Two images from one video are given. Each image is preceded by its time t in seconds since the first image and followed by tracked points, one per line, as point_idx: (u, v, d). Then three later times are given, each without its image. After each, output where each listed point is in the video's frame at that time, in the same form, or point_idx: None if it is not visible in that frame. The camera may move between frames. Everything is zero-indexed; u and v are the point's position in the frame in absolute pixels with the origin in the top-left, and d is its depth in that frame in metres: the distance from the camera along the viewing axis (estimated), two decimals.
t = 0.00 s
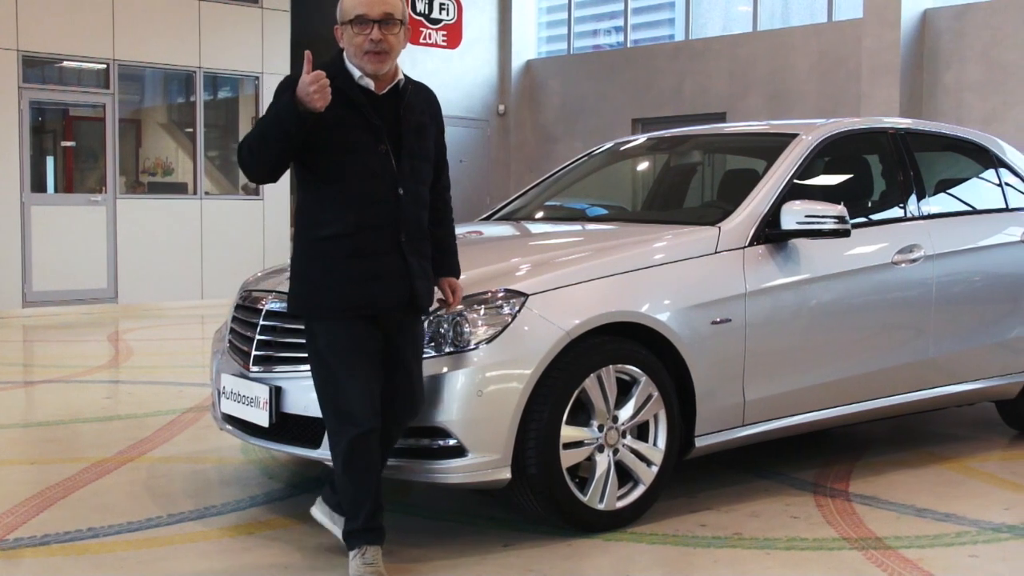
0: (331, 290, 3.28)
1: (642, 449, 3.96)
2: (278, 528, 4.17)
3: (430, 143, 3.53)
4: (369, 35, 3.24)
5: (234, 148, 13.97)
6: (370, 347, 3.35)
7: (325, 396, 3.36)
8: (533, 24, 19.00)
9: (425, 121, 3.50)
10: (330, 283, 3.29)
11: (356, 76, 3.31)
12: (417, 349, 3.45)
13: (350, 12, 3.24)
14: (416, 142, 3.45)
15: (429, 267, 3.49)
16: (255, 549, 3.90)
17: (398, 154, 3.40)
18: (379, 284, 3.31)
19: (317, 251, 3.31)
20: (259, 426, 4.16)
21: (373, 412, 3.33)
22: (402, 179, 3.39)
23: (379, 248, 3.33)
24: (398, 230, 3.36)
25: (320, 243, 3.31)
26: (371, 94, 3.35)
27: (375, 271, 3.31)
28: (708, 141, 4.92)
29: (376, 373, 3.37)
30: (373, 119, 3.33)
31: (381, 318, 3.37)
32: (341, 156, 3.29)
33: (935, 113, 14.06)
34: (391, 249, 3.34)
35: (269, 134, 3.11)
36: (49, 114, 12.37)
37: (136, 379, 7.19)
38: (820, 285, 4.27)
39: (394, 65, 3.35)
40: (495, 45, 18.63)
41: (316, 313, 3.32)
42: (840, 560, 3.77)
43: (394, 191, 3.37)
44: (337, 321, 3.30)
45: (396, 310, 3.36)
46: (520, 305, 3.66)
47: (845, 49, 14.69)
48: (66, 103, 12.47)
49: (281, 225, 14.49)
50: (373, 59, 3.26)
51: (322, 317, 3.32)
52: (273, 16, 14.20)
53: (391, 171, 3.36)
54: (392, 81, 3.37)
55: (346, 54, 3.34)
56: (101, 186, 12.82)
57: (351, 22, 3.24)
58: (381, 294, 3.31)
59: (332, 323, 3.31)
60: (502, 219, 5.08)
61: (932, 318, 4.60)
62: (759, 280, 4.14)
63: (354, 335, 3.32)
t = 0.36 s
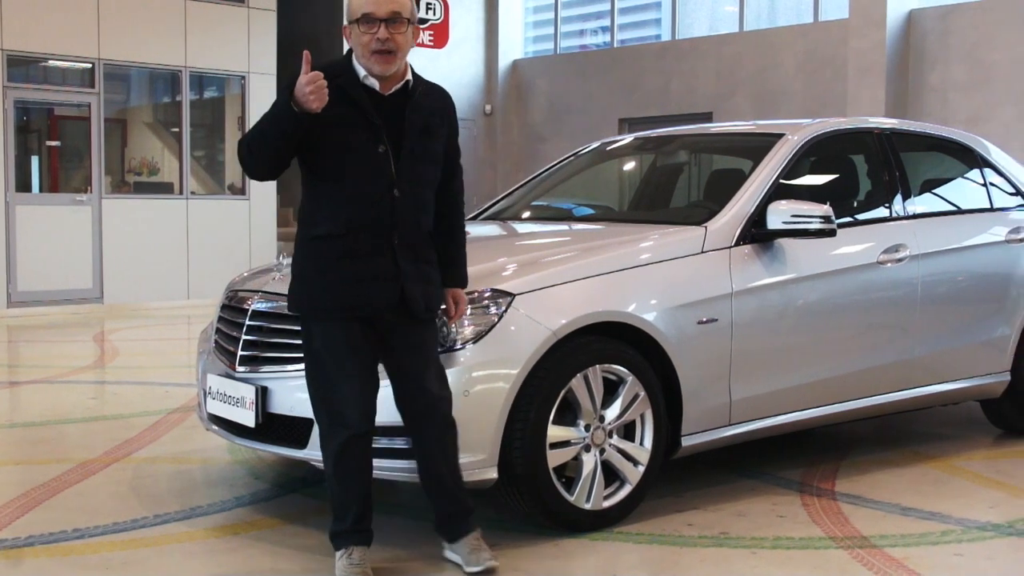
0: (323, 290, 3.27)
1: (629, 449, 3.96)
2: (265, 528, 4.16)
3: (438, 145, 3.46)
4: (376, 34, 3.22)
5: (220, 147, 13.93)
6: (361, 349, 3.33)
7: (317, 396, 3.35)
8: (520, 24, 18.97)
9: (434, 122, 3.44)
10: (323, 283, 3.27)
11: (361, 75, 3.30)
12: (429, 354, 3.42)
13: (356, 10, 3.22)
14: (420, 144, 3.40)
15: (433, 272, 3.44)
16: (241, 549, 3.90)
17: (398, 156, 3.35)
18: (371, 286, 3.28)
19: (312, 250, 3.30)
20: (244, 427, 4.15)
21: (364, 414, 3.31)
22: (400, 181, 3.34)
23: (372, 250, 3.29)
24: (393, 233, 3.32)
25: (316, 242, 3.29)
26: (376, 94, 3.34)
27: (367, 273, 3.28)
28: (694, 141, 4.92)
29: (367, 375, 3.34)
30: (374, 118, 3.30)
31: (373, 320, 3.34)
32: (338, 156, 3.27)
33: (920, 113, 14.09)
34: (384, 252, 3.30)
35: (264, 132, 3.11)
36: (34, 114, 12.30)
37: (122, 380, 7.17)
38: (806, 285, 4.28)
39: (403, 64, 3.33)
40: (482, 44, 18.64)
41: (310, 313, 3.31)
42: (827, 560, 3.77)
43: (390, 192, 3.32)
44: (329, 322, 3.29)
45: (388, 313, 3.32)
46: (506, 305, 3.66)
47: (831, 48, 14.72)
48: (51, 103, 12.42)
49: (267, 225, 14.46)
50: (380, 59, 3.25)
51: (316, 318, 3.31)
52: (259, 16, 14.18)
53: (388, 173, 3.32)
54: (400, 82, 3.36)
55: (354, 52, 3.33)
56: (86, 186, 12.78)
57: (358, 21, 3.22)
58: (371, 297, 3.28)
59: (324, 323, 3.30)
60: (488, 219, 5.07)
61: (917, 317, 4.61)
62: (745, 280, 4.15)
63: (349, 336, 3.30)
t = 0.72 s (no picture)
0: (332, 289, 3.29)
1: (613, 449, 3.96)
2: (249, 529, 4.15)
3: (464, 146, 3.35)
4: (399, 35, 3.20)
5: (203, 147, 13.95)
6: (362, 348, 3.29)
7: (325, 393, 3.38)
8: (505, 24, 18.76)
9: (459, 123, 3.34)
10: (334, 280, 3.29)
11: (385, 75, 3.32)
12: (439, 358, 3.32)
13: (378, 12, 3.20)
14: (439, 144, 3.30)
15: (456, 275, 3.32)
16: (225, 550, 3.89)
17: (411, 156, 3.27)
18: (373, 286, 3.24)
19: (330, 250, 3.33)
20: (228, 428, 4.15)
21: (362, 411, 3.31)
22: (411, 179, 3.26)
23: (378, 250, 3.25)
24: (399, 232, 3.25)
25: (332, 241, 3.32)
26: (400, 95, 3.32)
27: (373, 272, 3.24)
28: (678, 141, 4.93)
29: (367, 376, 3.31)
30: (390, 116, 3.28)
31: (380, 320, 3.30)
32: (351, 154, 3.29)
33: (903, 113, 14.14)
34: (391, 251, 3.24)
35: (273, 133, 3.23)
36: (16, 113, 12.17)
37: (104, 380, 7.13)
38: (790, 285, 4.29)
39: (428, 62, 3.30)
40: (467, 44, 18.65)
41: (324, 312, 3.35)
42: (810, 559, 3.79)
43: (396, 190, 3.25)
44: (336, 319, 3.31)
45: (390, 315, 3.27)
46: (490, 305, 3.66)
47: (816, 49, 14.77)
48: (35, 102, 12.31)
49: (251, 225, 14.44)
50: (405, 59, 3.22)
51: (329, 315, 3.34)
52: (244, 15, 14.16)
53: (397, 172, 3.26)
54: (424, 82, 3.31)
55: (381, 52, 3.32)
56: (70, 186, 12.72)
57: (380, 23, 3.20)
58: (370, 296, 3.23)
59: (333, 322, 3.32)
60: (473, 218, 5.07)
61: (901, 316, 4.63)
62: (729, 280, 4.16)
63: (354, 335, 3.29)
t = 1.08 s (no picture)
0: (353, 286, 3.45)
1: (595, 449, 3.97)
2: (231, 529, 4.14)
3: (477, 147, 3.35)
4: (428, 35, 3.28)
5: (185, 147, 13.91)
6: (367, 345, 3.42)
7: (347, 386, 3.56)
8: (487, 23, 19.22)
9: (472, 124, 3.35)
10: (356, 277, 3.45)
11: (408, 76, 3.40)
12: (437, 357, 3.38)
13: (409, 11, 3.28)
14: (446, 144, 3.33)
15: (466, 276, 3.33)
16: (206, 551, 3.88)
17: (418, 156, 3.34)
18: (377, 285, 3.35)
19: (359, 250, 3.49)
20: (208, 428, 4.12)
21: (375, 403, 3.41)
22: (414, 180, 3.33)
23: (383, 249, 3.35)
24: (401, 232, 3.32)
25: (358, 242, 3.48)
26: (419, 94, 3.40)
27: (379, 270, 3.36)
28: (660, 141, 4.93)
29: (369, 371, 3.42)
30: (405, 119, 3.38)
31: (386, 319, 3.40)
32: (373, 157, 3.44)
33: (883, 114, 14.18)
34: (393, 251, 3.33)
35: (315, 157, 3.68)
36: None
37: (85, 381, 7.10)
38: (771, 284, 4.30)
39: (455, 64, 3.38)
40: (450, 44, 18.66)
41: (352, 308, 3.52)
42: (791, 558, 3.80)
43: (399, 192, 3.34)
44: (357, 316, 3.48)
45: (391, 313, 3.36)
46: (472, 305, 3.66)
47: (797, 49, 14.83)
48: (14, 101, 12.24)
49: (232, 225, 14.39)
50: (432, 58, 3.30)
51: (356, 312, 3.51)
52: (226, 14, 14.11)
53: (403, 173, 3.34)
54: (441, 82, 3.35)
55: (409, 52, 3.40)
56: (50, 185, 12.65)
57: (410, 22, 3.28)
58: (373, 294, 3.36)
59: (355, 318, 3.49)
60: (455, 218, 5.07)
61: (882, 314, 4.65)
62: (711, 280, 4.17)
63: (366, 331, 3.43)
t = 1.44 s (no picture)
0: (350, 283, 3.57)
1: (575, 448, 3.97)
2: (210, 531, 4.12)
3: (453, 146, 3.32)
4: (412, 38, 3.30)
5: (164, 146, 13.86)
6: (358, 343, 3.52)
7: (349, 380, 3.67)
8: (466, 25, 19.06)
9: (447, 123, 3.33)
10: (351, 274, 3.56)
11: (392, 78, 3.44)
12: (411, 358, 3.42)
13: (393, 15, 3.30)
14: (420, 144, 3.34)
15: (440, 276, 3.33)
16: (184, 552, 3.86)
17: (392, 157, 3.37)
18: (360, 285, 3.45)
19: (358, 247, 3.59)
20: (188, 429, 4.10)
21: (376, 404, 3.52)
22: (388, 182, 3.37)
23: (364, 250, 3.43)
24: (377, 234, 3.38)
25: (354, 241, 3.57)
26: (402, 94, 3.43)
27: (362, 271, 3.44)
28: (639, 141, 4.94)
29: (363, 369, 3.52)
30: (386, 120, 3.42)
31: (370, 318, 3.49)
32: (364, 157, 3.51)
33: (862, 114, 14.18)
34: (371, 252, 3.40)
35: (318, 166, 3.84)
36: None
37: (64, 381, 7.06)
38: (750, 283, 4.32)
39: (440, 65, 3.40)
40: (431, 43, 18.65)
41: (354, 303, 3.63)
42: (770, 556, 3.81)
43: (376, 195, 3.41)
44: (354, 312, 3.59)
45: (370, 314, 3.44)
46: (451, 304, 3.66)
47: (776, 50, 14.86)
48: None
49: (212, 225, 14.33)
50: (417, 61, 3.32)
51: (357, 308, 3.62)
52: (205, 12, 14.05)
53: (380, 174, 3.39)
54: (420, 84, 3.36)
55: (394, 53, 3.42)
56: (26, 185, 12.58)
57: (394, 26, 3.30)
58: (356, 295, 3.45)
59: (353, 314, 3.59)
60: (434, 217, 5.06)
61: (860, 314, 4.67)
62: (691, 279, 4.18)
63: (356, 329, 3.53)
